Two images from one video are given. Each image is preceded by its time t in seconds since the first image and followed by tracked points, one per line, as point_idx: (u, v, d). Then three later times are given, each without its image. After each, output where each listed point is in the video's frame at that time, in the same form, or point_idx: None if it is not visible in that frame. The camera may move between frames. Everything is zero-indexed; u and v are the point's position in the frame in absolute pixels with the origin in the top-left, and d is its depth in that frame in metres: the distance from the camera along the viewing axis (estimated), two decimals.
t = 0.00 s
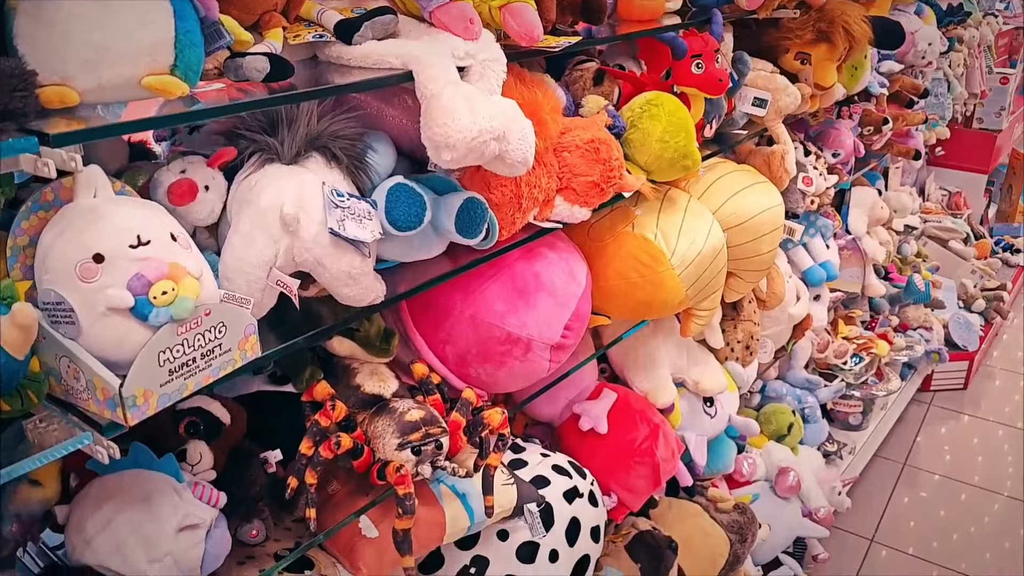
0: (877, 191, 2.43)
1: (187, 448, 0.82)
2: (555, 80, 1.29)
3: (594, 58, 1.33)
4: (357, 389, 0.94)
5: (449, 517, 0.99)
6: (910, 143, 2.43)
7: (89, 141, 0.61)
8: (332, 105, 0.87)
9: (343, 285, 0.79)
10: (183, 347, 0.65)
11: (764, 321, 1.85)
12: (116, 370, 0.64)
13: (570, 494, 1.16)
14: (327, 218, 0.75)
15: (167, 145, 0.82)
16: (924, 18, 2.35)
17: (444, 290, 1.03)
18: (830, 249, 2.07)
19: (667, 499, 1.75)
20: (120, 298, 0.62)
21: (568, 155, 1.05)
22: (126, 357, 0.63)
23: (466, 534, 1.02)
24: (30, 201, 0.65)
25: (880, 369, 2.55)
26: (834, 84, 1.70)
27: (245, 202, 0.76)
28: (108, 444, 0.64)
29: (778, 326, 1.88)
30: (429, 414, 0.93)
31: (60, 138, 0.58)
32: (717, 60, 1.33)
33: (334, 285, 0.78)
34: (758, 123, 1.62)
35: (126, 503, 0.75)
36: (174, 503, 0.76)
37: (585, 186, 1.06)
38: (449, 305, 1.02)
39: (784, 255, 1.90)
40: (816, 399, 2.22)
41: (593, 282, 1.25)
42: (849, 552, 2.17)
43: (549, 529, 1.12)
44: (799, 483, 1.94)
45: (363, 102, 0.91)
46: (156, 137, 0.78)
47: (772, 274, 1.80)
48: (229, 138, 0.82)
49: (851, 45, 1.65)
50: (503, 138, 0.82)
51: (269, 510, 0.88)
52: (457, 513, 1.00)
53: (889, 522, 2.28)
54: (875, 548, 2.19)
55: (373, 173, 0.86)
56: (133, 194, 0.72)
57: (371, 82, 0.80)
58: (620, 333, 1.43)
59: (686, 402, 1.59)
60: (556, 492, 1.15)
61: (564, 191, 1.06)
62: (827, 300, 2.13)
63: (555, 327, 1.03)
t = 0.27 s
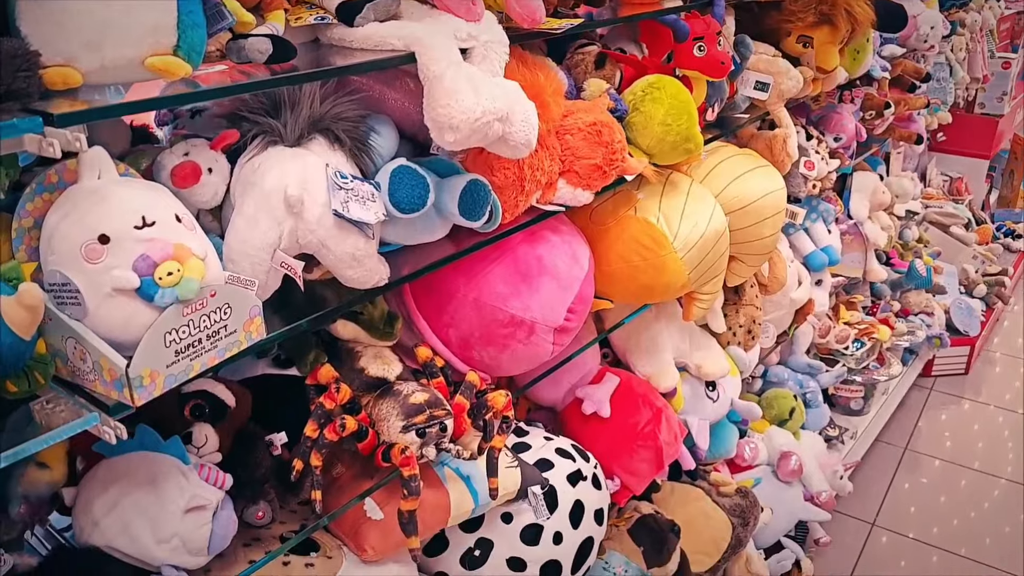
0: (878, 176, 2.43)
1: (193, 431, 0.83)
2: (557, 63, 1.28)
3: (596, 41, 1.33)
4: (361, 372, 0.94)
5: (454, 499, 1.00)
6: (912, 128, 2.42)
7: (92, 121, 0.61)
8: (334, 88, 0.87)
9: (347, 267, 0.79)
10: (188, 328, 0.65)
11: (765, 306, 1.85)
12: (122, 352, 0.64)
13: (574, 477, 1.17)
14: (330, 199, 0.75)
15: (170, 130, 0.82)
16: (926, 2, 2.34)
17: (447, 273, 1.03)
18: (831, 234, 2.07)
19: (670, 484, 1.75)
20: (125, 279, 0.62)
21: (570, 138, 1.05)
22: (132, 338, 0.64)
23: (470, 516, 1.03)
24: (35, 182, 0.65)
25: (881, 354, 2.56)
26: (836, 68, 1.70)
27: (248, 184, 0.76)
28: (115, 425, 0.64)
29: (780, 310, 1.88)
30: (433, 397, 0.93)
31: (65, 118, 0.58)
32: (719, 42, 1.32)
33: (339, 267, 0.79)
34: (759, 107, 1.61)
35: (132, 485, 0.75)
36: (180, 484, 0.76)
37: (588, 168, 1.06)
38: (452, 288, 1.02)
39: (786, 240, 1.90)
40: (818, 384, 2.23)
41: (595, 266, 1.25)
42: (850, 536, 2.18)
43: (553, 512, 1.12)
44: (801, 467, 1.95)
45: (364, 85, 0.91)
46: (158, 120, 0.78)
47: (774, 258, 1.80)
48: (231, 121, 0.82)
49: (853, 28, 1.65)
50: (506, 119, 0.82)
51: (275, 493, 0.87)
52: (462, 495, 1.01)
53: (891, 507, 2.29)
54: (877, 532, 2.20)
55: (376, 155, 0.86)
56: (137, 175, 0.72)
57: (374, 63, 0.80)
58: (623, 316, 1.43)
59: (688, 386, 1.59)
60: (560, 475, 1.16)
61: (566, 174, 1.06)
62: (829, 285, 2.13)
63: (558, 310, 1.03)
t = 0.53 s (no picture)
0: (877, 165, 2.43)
1: (193, 414, 0.83)
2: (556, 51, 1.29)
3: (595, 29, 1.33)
4: (359, 356, 0.95)
5: (452, 482, 1.01)
6: (911, 116, 2.42)
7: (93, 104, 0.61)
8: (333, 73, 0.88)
9: (345, 252, 0.79)
10: (188, 310, 0.66)
11: (764, 294, 1.86)
12: (123, 334, 0.65)
13: (571, 462, 1.18)
14: (329, 183, 0.76)
15: (170, 116, 0.82)
16: None
17: (446, 259, 1.04)
18: (830, 223, 2.08)
19: (667, 470, 1.77)
20: (126, 262, 0.63)
21: (568, 124, 1.05)
22: (132, 320, 0.64)
23: (468, 500, 1.04)
24: (35, 166, 0.66)
25: (880, 343, 2.56)
26: (834, 56, 1.70)
27: (248, 169, 0.76)
28: (116, 406, 0.65)
29: (779, 298, 1.89)
30: (431, 381, 0.94)
31: (65, 100, 0.58)
32: (717, 29, 1.33)
33: (337, 251, 0.79)
34: (758, 95, 1.61)
35: (133, 467, 0.76)
36: (181, 465, 0.77)
37: (585, 154, 1.06)
38: (450, 273, 1.03)
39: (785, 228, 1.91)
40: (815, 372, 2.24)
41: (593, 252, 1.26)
42: (847, 523, 2.20)
43: (550, 496, 1.13)
44: (798, 455, 1.96)
45: (362, 71, 0.91)
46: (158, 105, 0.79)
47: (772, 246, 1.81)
48: (231, 107, 0.82)
49: (851, 15, 1.65)
50: (503, 104, 0.83)
51: (274, 476, 0.89)
52: (460, 479, 1.01)
53: (888, 494, 2.31)
54: (873, 519, 2.22)
55: (374, 140, 0.86)
56: (137, 159, 0.72)
57: (373, 47, 0.80)
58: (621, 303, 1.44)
59: (686, 373, 1.60)
60: (557, 459, 1.17)
61: (564, 160, 1.06)
62: (827, 273, 2.13)
63: (556, 295, 1.04)
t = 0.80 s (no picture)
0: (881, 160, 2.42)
1: (191, 399, 0.84)
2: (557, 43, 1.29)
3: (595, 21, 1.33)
4: (357, 345, 0.96)
5: (449, 471, 1.01)
6: (916, 112, 2.41)
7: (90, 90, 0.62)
8: (331, 63, 0.88)
9: (342, 239, 0.80)
10: (185, 295, 0.67)
11: (764, 288, 1.86)
12: (120, 318, 0.66)
13: (568, 453, 1.18)
14: (325, 171, 0.77)
15: (170, 104, 0.83)
16: None
17: (444, 248, 1.04)
18: (832, 218, 2.08)
19: (666, 463, 1.77)
20: (124, 246, 0.64)
21: (567, 115, 1.05)
22: (129, 304, 0.65)
23: (464, 489, 1.04)
24: (34, 151, 0.66)
25: (882, 339, 2.56)
26: (837, 50, 1.70)
27: (246, 156, 0.77)
28: (113, 388, 0.66)
29: (780, 293, 1.89)
30: (428, 369, 0.95)
31: (61, 86, 0.59)
32: (718, 22, 1.33)
33: (334, 238, 0.80)
34: (760, 89, 1.61)
35: (131, 451, 0.77)
36: (178, 450, 0.78)
37: (584, 146, 1.07)
38: (448, 263, 1.03)
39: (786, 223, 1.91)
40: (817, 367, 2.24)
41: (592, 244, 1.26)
42: (846, 518, 2.20)
43: (547, 486, 1.14)
44: (798, 449, 1.96)
45: (361, 61, 0.92)
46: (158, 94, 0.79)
47: (773, 241, 1.81)
48: (230, 95, 0.82)
49: (853, 9, 1.65)
50: (500, 93, 0.83)
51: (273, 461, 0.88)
52: (456, 468, 1.02)
53: (888, 490, 2.31)
54: (874, 515, 2.22)
55: (372, 129, 0.87)
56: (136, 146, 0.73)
57: (372, 36, 0.81)
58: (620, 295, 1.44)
59: (685, 365, 1.60)
60: (555, 449, 1.17)
61: (563, 151, 1.07)
62: (829, 269, 2.13)
63: (553, 286, 1.04)
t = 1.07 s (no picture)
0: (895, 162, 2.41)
1: (189, 390, 0.85)
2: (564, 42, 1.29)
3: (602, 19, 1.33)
4: (356, 338, 0.97)
5: (445, 465, 1.02)
6: (931, 113, 2.38)
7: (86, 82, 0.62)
8: (332, 57, 0.88)
9: (339, 233, 0.81)
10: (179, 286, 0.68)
11: (772, 288, 1.85)
12: (115, 308, 0.67)
13: (567, 450, 1.19)
14: (322, 165, 0.77)
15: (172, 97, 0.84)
16: None
17: (444, 243, 1.04)
18: (843, 219, 2.07)
19: (669, 462, 1.77)
20: (118, 237, 0.65)
21: (569, 113, 1.05)
22: (124, 294, 0.66)
23: (460, 483, 1.05)
24: (34, 142, 0.67)
25: (893, 342, 2.54)
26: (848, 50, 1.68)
27: (244, 149, 0.77)
28: (107, 377, 0.67)
29: (788, 293, 1.88)
30: (425, 363, 0.96)
31: (56, 78, 0.60)
32: (725, 21, 1.32)
33: (330, 232, 0.80)
34: (769, 88, 1.60)
35: (127, 439, 0.78)
36: (174, 440, 0.79)
37: (585, 143, 1.07)
38: (448, 259, 1.04)
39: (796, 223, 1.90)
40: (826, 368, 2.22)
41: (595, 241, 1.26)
42: (854, 521, 2.19)
43: (544, 483, 1.14)
44: (804, 451, 1.96)
45: (363, 56, 0.92)
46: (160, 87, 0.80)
47: (781, 241, 1.80)
48: (231, 89, 0.83)
49: (863, 9, 1.64)
50: (497, 89, 0.83)
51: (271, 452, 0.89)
52: (453, 462, 1.02)
53: (897, 494, 2.29)
54: (881, 518, 2.21)
55: (372, 124, 0.88)
56: (136, 138, 0.74)
57: (373, 31, 0.81)
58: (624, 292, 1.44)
59: (689, 365, 1.60)
60: (554, 445, 1.18)
61: (564, 149, 1.07)
62: (839, 270, 2.12)
63: (553, 283, 1.04)
